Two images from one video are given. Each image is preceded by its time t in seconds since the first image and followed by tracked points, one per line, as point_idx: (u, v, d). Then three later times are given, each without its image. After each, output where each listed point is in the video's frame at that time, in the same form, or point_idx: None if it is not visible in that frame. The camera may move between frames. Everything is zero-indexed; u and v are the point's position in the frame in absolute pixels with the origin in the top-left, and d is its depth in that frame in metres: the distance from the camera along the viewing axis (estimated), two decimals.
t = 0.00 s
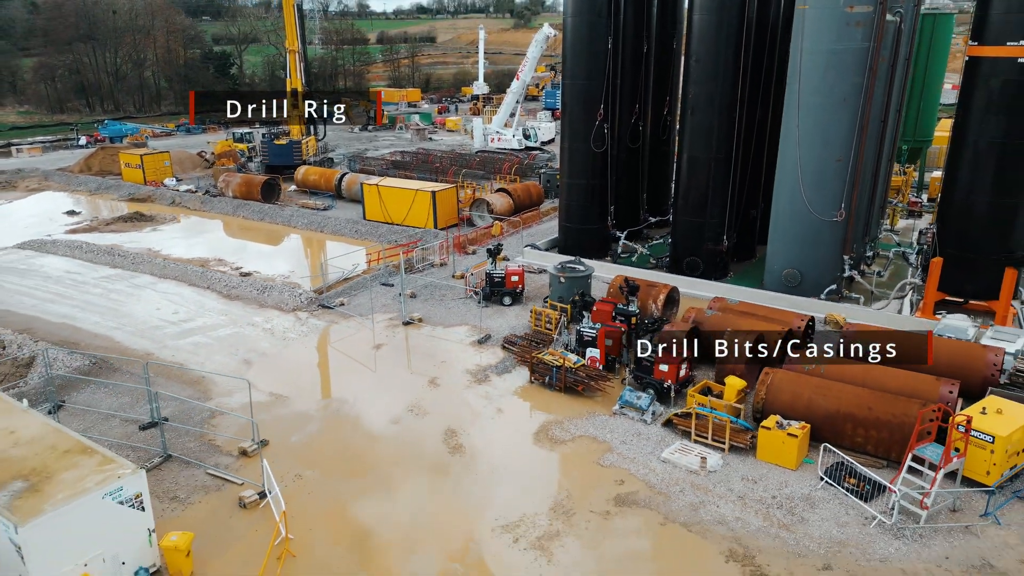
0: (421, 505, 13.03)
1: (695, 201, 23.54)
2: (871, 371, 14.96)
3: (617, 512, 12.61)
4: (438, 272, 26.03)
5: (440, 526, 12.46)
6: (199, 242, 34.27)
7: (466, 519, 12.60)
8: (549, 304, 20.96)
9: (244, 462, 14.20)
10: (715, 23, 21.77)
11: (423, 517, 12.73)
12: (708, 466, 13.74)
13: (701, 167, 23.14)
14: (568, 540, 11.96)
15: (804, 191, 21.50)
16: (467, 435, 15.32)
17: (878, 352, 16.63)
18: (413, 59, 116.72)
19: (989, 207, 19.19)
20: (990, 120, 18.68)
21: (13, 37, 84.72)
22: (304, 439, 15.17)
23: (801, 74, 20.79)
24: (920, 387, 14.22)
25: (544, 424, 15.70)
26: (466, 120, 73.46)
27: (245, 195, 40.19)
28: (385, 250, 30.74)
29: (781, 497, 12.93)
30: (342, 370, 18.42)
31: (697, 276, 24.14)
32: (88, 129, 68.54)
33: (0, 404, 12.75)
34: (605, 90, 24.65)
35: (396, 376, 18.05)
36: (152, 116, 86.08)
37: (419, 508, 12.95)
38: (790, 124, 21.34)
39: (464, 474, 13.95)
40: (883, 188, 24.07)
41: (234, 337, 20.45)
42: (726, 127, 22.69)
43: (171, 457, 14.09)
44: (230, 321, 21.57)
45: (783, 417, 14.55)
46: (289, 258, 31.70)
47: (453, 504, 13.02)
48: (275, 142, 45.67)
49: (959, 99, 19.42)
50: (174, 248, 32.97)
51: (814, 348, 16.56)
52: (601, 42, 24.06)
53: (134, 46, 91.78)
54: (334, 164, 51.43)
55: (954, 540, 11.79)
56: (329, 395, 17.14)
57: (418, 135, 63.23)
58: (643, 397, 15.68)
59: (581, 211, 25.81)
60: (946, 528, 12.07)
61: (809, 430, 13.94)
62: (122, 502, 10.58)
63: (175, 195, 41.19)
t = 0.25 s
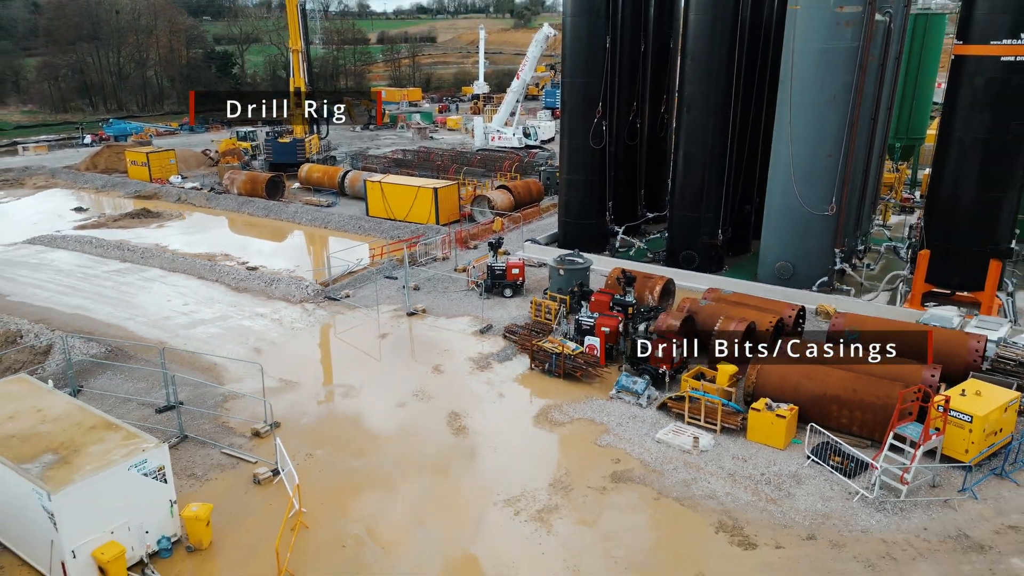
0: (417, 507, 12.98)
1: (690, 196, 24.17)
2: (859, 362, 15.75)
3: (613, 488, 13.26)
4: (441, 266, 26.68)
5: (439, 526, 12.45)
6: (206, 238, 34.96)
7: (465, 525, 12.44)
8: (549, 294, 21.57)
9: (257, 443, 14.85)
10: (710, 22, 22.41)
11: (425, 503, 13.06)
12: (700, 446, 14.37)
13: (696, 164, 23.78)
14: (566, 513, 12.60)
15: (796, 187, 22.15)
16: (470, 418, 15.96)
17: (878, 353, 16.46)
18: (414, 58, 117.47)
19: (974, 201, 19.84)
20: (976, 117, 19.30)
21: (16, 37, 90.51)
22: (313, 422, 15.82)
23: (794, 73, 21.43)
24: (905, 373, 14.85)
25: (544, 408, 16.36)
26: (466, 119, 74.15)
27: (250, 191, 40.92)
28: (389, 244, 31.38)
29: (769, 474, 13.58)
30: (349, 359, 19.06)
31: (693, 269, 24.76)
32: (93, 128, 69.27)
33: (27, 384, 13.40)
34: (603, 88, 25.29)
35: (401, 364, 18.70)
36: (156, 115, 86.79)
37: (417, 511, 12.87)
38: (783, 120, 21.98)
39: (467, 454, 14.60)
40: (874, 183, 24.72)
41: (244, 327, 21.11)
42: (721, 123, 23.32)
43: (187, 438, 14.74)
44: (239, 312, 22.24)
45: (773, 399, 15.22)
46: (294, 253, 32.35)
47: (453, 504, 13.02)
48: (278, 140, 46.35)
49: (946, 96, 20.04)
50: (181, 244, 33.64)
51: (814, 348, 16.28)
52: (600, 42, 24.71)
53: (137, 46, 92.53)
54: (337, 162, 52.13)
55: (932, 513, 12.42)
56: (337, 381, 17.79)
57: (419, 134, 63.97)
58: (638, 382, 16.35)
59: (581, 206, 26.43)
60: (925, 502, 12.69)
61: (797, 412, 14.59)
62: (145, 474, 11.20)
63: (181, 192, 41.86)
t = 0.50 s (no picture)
0: (422, 489, 13.44)
1: (686, 191, 24.82)
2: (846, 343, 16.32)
3: (609, 466, 13.93)
4: (443, 260, 27.33)
5: (443, 505, 12.99)
6: (212, 234, 35.63)
7: (468, 499, 13.14)
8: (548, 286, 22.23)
9: (268, 425, 15.52)
10: (705, 23, 23.07)
11: (430, 481, 13.69)
12: (693, 428, 15.02)
13: (692, 160, 24.43)
14: (565, 488, 13.25)
15: (789, 182, 22.82)
16: (472, 402, 16.61)
17: (878, 352, 15.37)
18: (414, 58, 118.20)
19: (960, 195, 20.51)
20: (961, 114, 19.94)
21: (18, 37, 92.91)
22: (322, 406, 16.49)
23: (786, 71, 22.08)
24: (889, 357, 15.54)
25: (543, 393, 17.03)
26: (467, 118, 74.83)
27: (254, 189, 41.59)
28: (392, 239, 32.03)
29: (758, 453, 14.23)
30: (355, 348, 19.71)
31: (689, 263, 25.43)
32: (97, 127, 69.95)
33: (50, 367, 14.04)
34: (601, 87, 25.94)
35: (406, 353, 19.35)
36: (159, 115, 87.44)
37: (421, 495, 13.29)
38: (776, 117, 22.63)
39: (470, 435, 15.27)
40: (866, 179, 25.40)
41: (253, 317, 21.77)
42: (716, 120, 23.97)
43: (202, 419, 15.39)
44: (247, 303, 22.88)
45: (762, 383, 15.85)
46: (299, 249, 33.00)
47: (456, 487, 13.46)
48: (282, 139, 47.01)
49: (933, 94, 20.69)
50: (188, 240, 34.31)
51: (812, 347, 15.61)
52: (598, 41, 25.36)
53: (140, 46, 93.25)
54: (339, 160, 52.81)
55: (913, 488, 13.07)
56: (344, 368, 18.45)
57: (420, 133, 64.68)
58: (635, 367, 17.02)
59: (580, 201, 27.08)
60: (906, 478, 13.33)
61: (787, 395, 15.23)
62: (167, 449, 11.82)
63: (187, 189, 42.53)
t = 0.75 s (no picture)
0: (428, 466, 14.13)
1: (682, 187, 25.47)
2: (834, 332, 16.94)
3: (606, 446, 14.60)
4: (445, 254, 27.97)
5: (447, 481, 13.66)
6: (218, 230, 36.27)
7: (470, 472, 13.88)
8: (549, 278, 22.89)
9: (279, 408, 16.18)
10: (701, 22, 23.72)
11: (435, 459, 14.36)
12: (686, 411, 15.67)
13: (688, 156, 25.07)
14: (564, 467, 13.92)
15: (782, 177, 23.46)
16: (475, 388, 17.27)
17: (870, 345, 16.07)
18: (415, 58, 118.84)
19: (945, 190, 21.15)
20: (947, 111, 20.59)
21: (19, 37, 93.62)
22: (330, 390, 17.16)
23: (779, 70, 22.73)
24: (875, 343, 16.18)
25: (543, 379, 17.69)
26: (467, 117, 75.47)
27: (259, 186, 42.24)
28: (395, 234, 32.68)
29: (748, 434, 14.88)
30: (360, 337, 20.35)
31: (685, 257, 26.07)
32: (101, 126, 70.57)
33: (72, 352, 14.69)
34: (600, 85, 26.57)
35: (410, 342, 20.01)
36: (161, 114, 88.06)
37: (427, 471, 13.98)
38: (769, 114, 23.28)
39: (473, 417, 15.93)
40: (857, 175, 26.06)
41: (261, 308, 22.41)
42: (711, 118, 24.61)
43: (216, 403, 16.04)
44: (255, 295, 23.54)
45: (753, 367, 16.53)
46: (304, 245, 33.65)
47: (459, 466, 14.11)
48: (285, 137, 47.66)
49: (920, 92, 21.33)
50: (194, 236, 34.95)
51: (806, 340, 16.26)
52: (596, 40, 26.01)
53: (143, 45, 93.88)
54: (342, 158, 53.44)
55: (895, 465, 13.72)
56: (350, 356, 19.12)
57: (421, 132, 65.34)
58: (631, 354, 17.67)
59: (579, 197, 27.71)
60: (888, 457, 13.98)
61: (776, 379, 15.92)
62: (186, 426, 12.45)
63: (192, 186, 43.16)
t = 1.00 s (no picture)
0: (433, 446, 14.82)
1: (679, 182, 26.11)
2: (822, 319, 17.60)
3: (602, 427, 15.27)
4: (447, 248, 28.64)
5: (451, 460, 14.33)
6: (224, 226, 36.95)
7: (473, 453, 14.53)
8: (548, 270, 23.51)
9: (289, 393, 16.86)
10: (696, 22, 24.38)
11: (439, 441, 15.03)
12: (680, 395, 16.33)
13: (684, 153, 25.72)
14: (562, 446, 14.59)
15: (775, 173, 24.12)
16: (477, 374, 17.95)
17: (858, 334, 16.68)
18: (415, 58, 119.58)
19: (933, 185, 21.81)
20: (934, 108, 21.25)
21: (22, 37, 94.28)
22: (337, 376, 17.84)
23: (772, 68, 23.38)
24: (861, 330, 16.81)
25: (542, 366, 18.37)
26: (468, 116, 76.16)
27: (263, 183, 42.94)
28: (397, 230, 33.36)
29: (738, 417, 15.54)
30: (366, 327, 21.02)
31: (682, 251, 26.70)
32: (105, 125, 71.28)
33: (91, 337, 15.35)
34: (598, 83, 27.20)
35: (414, 331, 20.69)
36: (164, 113, 88.74)
37: (432, 451, 14.66)
38: (763, 112, 23.93)
39: (475, 401, 16.61)
40: (849, 171, 26.73)
41: (268, 300, 23.09)
42: (706, 115, 25.26)
43: (228, 388, 16.70)
44: (263, 288, 24.21)
45: (744, 354, 17.15)
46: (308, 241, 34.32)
47: (462, 445, 14.79)
48: (288, 135, 48.33)
49: (908, 90, 21.99)
50: (201, 232, 35.62)
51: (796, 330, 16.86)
52: (595, 40, 26.66)
53: (145, 45, 94.59)
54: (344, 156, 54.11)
55: (878, 445, 14.39)
56: (356, 345, 19.79)
57: (422, 131, 66.04)
58: (628, 342, 18.30)
59: (577, 193, 28.34)
60: (873, 437, 14.64)
61: (766, 365, 16.55)
62: (203, 406, 13.10)
63: (197, 183, 43.84)
